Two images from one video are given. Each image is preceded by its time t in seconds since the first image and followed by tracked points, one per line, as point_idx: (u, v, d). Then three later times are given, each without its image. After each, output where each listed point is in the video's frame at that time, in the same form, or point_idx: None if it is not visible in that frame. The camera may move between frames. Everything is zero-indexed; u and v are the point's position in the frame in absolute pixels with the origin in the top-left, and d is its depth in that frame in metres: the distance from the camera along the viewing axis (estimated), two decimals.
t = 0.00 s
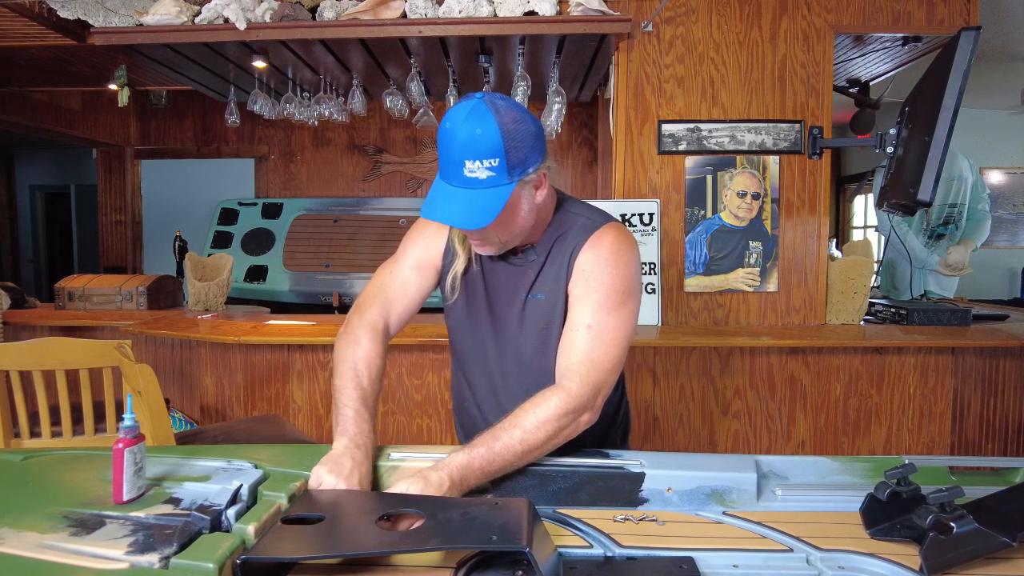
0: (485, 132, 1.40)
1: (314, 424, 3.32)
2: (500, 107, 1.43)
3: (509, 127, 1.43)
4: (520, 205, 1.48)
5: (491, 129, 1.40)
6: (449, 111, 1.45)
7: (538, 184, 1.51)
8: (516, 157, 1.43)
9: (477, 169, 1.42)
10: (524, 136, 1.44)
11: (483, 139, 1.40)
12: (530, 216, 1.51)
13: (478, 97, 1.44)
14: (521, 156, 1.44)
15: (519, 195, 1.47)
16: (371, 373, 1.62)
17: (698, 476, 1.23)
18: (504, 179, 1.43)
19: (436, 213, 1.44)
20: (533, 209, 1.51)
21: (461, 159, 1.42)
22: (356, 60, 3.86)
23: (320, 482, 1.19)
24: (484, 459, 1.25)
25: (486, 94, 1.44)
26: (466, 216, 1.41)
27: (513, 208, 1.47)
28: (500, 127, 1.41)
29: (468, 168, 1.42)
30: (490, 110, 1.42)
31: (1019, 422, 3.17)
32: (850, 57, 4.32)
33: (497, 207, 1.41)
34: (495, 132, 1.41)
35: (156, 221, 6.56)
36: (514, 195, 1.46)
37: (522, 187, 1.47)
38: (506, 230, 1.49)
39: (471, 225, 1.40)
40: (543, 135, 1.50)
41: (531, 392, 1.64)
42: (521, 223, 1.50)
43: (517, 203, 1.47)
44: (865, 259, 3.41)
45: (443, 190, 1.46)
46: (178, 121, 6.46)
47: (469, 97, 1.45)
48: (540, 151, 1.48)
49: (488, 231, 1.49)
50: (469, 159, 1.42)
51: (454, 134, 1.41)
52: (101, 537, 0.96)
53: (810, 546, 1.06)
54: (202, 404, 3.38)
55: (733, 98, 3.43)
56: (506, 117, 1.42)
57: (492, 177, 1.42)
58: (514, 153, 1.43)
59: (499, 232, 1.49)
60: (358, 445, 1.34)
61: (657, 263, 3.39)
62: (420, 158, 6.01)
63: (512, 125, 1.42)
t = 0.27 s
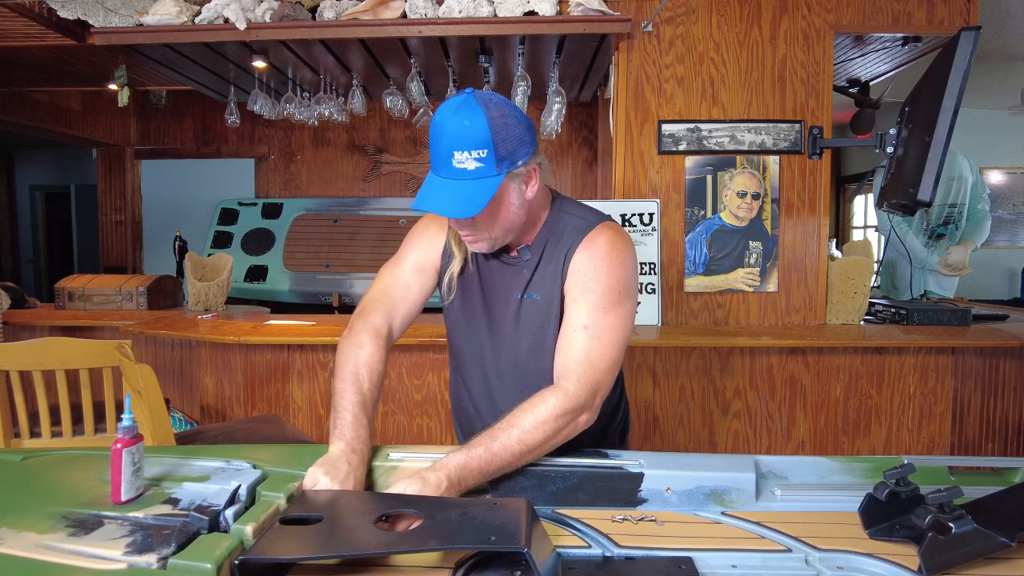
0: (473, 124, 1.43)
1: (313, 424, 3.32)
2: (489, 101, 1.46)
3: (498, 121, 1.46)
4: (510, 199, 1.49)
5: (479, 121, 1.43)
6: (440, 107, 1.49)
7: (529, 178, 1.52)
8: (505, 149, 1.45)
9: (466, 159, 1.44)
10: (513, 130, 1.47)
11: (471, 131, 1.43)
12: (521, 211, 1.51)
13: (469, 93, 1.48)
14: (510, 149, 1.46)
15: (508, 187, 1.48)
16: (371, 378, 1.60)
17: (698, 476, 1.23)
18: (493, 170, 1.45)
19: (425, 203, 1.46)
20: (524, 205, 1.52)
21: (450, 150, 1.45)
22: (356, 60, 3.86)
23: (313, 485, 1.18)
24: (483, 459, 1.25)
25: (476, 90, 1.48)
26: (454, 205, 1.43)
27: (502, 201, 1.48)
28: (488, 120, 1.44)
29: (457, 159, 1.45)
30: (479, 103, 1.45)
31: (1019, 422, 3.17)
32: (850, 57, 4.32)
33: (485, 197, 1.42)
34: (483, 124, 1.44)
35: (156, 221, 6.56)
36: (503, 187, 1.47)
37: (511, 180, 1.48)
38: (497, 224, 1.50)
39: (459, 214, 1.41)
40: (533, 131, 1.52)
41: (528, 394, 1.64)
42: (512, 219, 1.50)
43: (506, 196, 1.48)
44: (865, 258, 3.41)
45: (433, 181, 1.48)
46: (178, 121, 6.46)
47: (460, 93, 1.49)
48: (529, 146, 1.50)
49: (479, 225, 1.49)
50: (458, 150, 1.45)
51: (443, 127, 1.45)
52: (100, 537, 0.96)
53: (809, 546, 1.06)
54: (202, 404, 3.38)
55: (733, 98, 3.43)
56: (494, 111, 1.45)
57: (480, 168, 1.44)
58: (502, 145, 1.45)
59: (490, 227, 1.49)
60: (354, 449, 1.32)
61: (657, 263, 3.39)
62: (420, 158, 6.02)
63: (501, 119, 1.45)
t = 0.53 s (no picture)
0: (472, 117, 1.46)
1: (314, 424, 3.32)
2: (490, 96, 1.49)
3: (497, 116, 1.48)
4: (510, 194, 1.51)
5: (478, 115, 1.46)
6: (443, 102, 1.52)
7: (529, 173, 1.54)
8: (503, 143, 1.47)
9: (464, 152, 1.47)
10: (512, 124, 1.49)
11: (470, 124, 1.46)
12: (522, 207, 1.54)
13: (471, 89, 1.51)
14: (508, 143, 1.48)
15: (508, 182, 1.50)
16: (380, 382, 1.58)
17: (698, 476, 1.23)
18: (490, 163, 1.47)
19: (424, 195, 1.49)
20: (525, 201, 1.54)
21: (450, 143, 1.48)
22: (356, 60, 3.86)
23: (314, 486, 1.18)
24: (483, 460, 1.25)
25: (478, 86, 1.51)
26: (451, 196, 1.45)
27: (501, 196, 1.50)
28: (487, 114, 1.47)
29: (455, 152, 1.48)
30: (479, 98, 1.47)
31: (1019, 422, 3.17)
32: (850, 57, 4.32)
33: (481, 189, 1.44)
34: (482, 119, 1.46)
35: (156, 221, 6.56)
36: (501, 181, 1.49)
37: (510, 174, 1.51)
38: (497, 220, 1.52)
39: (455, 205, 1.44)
40: (533, 127, 1.54)
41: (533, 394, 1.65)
42: (511, 215, 1.53)
43: (504, 190, 1.50)
44: (865, 259, 3.42)
45: (432, 174, 1.51)
46: (178, 121, 6.46)
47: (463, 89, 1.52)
48: (529, 141, 1.52)
49: (478, 219, 1.52)
50: (457, 143, 1.47)
51: (443, 120, 1.48)
52: (101, 537, 0.96)
53: (809, 546, 1.07)
54: (202, 404, 3.38)
55: (733, 98, 3.43)
56: (494, 106, 1.48)
57: (478, 162, 1.47)
58: (500, 139, 1.47)
59: (490, 222, 1.52)
60: (357, 451, 1.31)
61: (657, 263, 3.39)
62: (420, 158, 6.02)
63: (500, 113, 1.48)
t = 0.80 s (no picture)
0: (482, 117, 1.47)
1: (314, 424, 3.32)
2: (501, 98, 1.50)
3: (508, 116, 1.50)
4: (520, 195, 1.52)
5: (488, 115, 1.47)
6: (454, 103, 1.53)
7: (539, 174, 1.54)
8: (513, 142, 1.48)
9: (474, 151, 1.48)
10: (522, 126, 1.50)
11: (480, 124, 1.47)
12: (532, 208, 1.55)
13: (482, 90, 1.52)
14: (518, 143, 1.49)
15: (518, 182, 1.51)
16: (388, 385, 1.55)
17: (698, 476, 1.23)
18: (500, 163, 1.47)
19: (434, 194, 1.49)
20: (535, 202, 1.55)
21: (460, 142, 1.49)
22: (356, 60, 3.86)
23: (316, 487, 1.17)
24: (483, 460, 1.25)
25: (489, 88, 1.53)
26: (460, 194, 1.46)
27: (510, 196, 1.51)
28: (498, 114, 1.48)
29: (465, 151, 1.48)
30: (490, 99, 1.49)
31: (1018, 422, 3.18)
32: (850, 57, 4.32)
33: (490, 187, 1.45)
34: (493, 118, 1.48)
35: (155, 221, 6.56)
36: (510, 180, 1.50)
37: (520, 174, 1.51)
38: (506, 220, 1.53)
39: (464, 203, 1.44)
40: (543, 130, 1.55)
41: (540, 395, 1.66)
42: (521, 216, 1.54)
43: (514, 189, 1.51)
44: (865, 259, 3.42)
45: (442, 174, 1.51)
46: (178, 121, 6.46)
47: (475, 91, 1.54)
48: (539, 142, 1.53)
49: (489, 218, 1.53)
50: (467, 142, 1.48)
51: (454, 120, 1.49)
52: (101, 537, 0.96)
53: (809, 546, 1.07)
54: (202, 404, 3.38)
55: (733, 98, 3.43)
56: (505, 107, 1.49)
57: (488, 160, 1.47)
58: (510, 139, 1.48)
59: (499, 222, 1.53)
60: (360, 453, 1.30)
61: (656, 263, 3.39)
62: (420, 158, 6.02)
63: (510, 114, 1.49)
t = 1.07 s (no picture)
0: (494, 118, 1.47)
1: (314, 424, 3.32)
2: (513, 99, 1.50)
3: (519, 118, 1.50)
4: (529, 196, 1.52)
5: (500, 115, 1.47)
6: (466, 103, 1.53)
7: (549, 175, 1.55)
8: (524, 144, 1.48)
9: (485, 151, 1.48)
10: (533, 128, 1.50)
11: (492, 124, 1.47)
12: (541, 210, 1.54)
13: (495, 91, 1.52)
14: (529, 145, 1.49)
15: (528, 183, 1.51)
16: (391, 387, 1.55)
17: (697, 476, 1.23)
18: (510, 164, 1.47)
19: (443, 193, 1.50)
20: (544, 204, 1.55)
21: (471, 142, 1.49)
22: (356, 60, 3.86)
23: (315, 487, 1.17)
24: (482, 461, 1.25)
25: (502, 89, 1.53)
26: (469, 193, 1.46)
27: (520, 197, 1.51)
28: (510, 115, 1.48)
29: (476, 151, 1.48)
30: (502, 99, 1.49)
31: (1019, 422, 3.18)
32: (850, 57, 4.32)
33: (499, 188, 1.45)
34: (504, 119, 1.48)
35: (155, 221, 6.56)
36: (519, 181, 1.50)
37: (529, 176, 1.51)
38: (516, 221, 1.53)
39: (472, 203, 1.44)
40: (555, 132, 1.55)
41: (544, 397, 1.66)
42: (530, 217, 1.54)
43: (523, 190, 1.51)
44: (865, 259, 3.42)
45: (452, 173, 1.52)
46: (178, 121, 6.46)
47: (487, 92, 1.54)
48: (550, 145, 1.53)
49: (497, 218, 1.53)
50: (478, 142, 1.48)
51: (466, 119, 1.49)
52: (101, 537, 0.96)
53: (809, 546, 1.07)
54: (202, 404, 3.38)
55: (733, 98, 3.43)
56: (517, 108, 1.49)
57: (498, 161, 1.47)
58: (521, 141, 1.48)
59: (508, 222, 1.53)
60: (360, 454, 1.30)
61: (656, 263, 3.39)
62: (420, 158, 6.02)
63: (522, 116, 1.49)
